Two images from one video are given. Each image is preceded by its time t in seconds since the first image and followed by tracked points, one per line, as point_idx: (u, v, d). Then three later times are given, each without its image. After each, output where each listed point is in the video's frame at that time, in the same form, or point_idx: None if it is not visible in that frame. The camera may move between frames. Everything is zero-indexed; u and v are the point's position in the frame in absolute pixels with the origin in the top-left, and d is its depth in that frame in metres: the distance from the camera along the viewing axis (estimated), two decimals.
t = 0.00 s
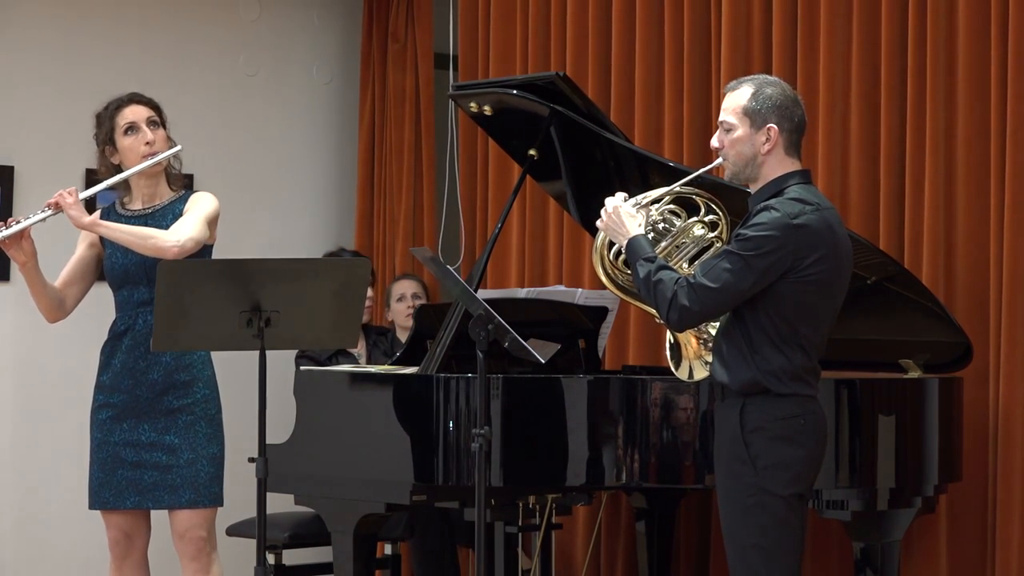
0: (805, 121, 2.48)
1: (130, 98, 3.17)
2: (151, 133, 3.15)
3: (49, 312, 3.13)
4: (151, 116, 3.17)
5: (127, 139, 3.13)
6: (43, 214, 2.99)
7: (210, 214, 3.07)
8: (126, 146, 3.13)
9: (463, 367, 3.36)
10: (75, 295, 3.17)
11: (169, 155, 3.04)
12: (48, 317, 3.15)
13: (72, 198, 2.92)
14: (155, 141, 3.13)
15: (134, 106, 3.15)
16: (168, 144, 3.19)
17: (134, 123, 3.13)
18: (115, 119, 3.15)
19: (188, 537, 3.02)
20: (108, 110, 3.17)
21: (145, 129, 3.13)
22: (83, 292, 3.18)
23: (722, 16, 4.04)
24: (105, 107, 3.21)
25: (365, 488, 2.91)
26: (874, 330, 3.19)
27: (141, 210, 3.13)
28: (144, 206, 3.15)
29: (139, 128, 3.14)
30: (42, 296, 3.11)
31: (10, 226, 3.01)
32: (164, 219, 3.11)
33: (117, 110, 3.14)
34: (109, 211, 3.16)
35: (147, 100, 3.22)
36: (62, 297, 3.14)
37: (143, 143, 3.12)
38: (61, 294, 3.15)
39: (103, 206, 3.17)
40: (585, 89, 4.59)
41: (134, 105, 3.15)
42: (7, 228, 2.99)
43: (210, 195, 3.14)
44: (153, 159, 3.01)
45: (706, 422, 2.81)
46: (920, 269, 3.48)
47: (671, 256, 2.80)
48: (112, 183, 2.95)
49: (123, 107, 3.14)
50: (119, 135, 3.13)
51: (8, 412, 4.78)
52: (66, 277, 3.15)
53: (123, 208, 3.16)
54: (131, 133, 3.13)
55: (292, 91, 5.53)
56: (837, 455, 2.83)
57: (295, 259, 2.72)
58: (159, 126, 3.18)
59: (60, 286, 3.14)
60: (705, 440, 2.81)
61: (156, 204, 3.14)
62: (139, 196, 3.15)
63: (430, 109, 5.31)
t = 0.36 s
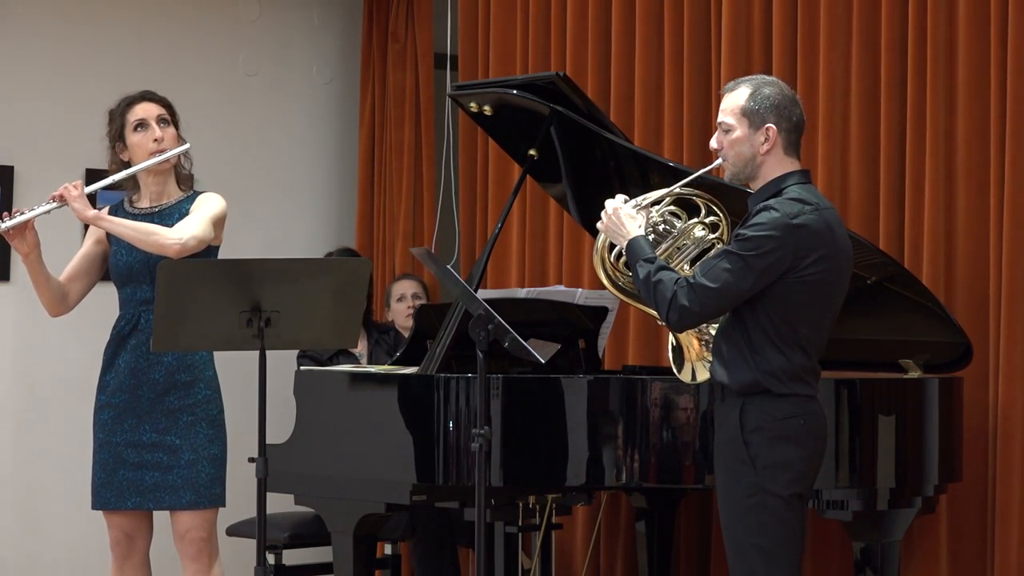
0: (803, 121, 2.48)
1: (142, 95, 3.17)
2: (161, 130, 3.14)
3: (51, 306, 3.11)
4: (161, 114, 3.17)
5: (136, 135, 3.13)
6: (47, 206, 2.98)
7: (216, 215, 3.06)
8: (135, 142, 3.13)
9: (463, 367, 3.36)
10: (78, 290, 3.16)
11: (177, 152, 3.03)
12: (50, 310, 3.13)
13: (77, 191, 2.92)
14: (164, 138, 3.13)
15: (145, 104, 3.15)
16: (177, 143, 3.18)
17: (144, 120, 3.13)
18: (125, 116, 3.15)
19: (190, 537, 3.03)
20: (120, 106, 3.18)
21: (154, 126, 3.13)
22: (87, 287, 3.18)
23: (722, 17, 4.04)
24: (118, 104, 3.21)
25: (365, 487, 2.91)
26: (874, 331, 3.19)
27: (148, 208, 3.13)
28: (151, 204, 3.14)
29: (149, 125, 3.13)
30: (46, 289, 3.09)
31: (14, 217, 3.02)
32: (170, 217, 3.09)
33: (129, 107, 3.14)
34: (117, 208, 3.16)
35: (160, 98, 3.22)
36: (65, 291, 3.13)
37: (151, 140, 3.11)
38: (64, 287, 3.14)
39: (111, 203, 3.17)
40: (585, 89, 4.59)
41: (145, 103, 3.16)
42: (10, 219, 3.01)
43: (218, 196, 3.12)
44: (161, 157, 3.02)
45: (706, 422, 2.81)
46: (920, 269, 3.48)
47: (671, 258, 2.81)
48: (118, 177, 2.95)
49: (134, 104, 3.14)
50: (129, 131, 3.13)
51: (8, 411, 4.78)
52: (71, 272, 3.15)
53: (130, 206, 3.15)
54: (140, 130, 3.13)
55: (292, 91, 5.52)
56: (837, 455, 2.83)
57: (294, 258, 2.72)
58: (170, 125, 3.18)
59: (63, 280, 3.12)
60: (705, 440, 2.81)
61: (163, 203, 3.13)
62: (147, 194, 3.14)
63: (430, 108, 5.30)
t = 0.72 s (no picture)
0: (802, 121, 2.48)
1: (156, 95, 3.16)
2: (173, 132, 3.14)
3: (54, 303, 3.12)
4: (175, 116, 3.16)
5: (148, 136, 3.12)
6: (57, 207, 2.98)
7: (223, 220, 3.07)
8: (147, 143, 3.12)
9: (463, 367, 3.36)
10: (82, 287, 3.16)
11: (188, 156, 3.03)
12: (52, 306, 3.13)
13: (89, 194, 2.90)
14: (176, 141, 3.12)
15: (158, 104, 3.14)
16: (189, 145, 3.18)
17: (157, 120, 3.12)
18: (137, 115, 3.14)
19: (192, 537, 3.03)
20: (134, 105, 3.17)
21: (167, 128, 3.12)
22: (90, 284, 3.18)
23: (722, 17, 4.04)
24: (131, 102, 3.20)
25: (365, 487, 2.91)
26: (875, 331, 3.19)
27: (156, 208, 3.14)
28: (159, 204, 3.15)
29: (162, 126, 3.13)
30: (50, 285, 3.08)
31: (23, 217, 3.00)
32: (177, 220, 3.10)
33: (142, 107, 3.13)
34: (125, 207, 3.17)
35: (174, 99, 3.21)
36: (68, 288, 3.13)
37: (163, 142, 3.11)
38: (68, 284, 3.14)
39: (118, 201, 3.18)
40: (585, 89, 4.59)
41: (158, 103, 3.15)
42: (17, 220, 2.99)
43: (226, 200, 3.13)
44: (172, 160, 3.01)
45: (706, 422, 2.82)
46: (920, 269, 3.48)
47: (672, 259, 2.80)
48: (129, 181, 2.95)
49: (148, 104, 3.13)
50: (141, 132, 3.12)
51: (9, 411, 4.78)
52: (75, 268, 3.15)
53: (137, 205, 3.16)
54: (153, 131, 3.12)
55: (293, 91, 5.52)
56: (837, 455, 2.83)
57: (294, 258, 2.72)
58: (182, 127, 3.17)
59: (67, 277, 3.12)
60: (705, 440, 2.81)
61: (171, 204, 3.14)
62: (155, 194, 3.15)
63: (430, 108, 5.31)
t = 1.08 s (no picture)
0: (800, 120, 2.48)
1: (168, 97, 3.13)
2: (185, 138, 3.13)
3: (59, 303, 3.12)
4: (187, 120, 3.15)
5: (160, 140, 3.11)
6: (71, 215, 3.01)
7: (233, 226, 3.10)
8: (158, 147, 3.11)
9: (462, 367, 3.36)
10: (87, 286, 3.16)
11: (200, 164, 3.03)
12: (58, 306, 3.13)
13: (104, 203, 2.94)
14: (188, 148, 3.12)
15: (171, 107, 3.12)
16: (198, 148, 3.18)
17: (169, 125, 3.11)
18: (149, 118, 3.12)
19: (193, 536, 3.03)
20: (144, 104, 3.14)
21: (180, 134, 3.11)
22: (95, 283, 3.18)
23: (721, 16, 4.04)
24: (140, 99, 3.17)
25: (364, 487, 2.91)
26: (873, 330, 3.20)
27: (163, 209, 3.14)
28: (166, 206, 3.15)
29: (174, 131, 3.12)
30: (55, 286, 3.09)
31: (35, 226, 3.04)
32: (187, 224, 3.12)
33: (155, 110, 3.11)
34: (129, 206, 3.15)
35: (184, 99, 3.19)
36: (73, 288, 3.13)
37: (175, 148, 3.10)
38: (73, 284, 3.14)
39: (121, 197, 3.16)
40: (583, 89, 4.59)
41: (170, 107, 3.12)
42: (31, 227, 3.02)
43: (234, 205, 3.16)
44: (184, 167, 3.02)
45: (704, 421, 2.82)
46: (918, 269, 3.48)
47: (670, 259, 2.79)
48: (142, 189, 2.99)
49: (160, 108, 3.10)
50: (153, 136, 3.10)
51: (7, 411, 4.78)
52: (79, 267, 3.15)
53: (142, 204, 3.15)
54: (165, 136, 3.11)
55: (291, 91, 5.52)
56: (835, 454, 2.84)
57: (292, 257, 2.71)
58: (193, 130, 3.16)
59: (71, 276, 3.13)
60: (703, 440, 2.81)
61: (179, 206, 3.14)
62: (161, 195, 3.15)
63: (428, 108, 5.30)
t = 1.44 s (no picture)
0: (796, 120, 2.48)
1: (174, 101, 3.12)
2: (192, 143, 3.13)
3: (68, 309, 3.12)
4: (194, 125, 3.14)
5: (167, 146, 3.10)
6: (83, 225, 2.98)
7: (240, 226, 3.12)
8: (166, 153, 3.10)
9: (459, 366, 3.36)
10: (93, 288, 3.16)
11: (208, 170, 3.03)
12: (65, 310, 3.13)
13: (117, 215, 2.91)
14: (196, 153, 3.12)
15: (178, 113, 3.11)
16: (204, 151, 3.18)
17: (177, 130, 3.10)
18: (156, 123, 3.11)
19: (194, 536, 3.02)
20: (150, 108, 3.13)
21: (187, 139, 3.11)
22: (100, 284, 3.18)
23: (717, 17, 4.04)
24: (145, 101, 3.16)
25: (361, 487, 2.91)
26: (870, 330, 3.20)
27: (168, 212, 3.14)
28: (171, 208, 3.15)
29: (181, 137, 3.11)
30: (66, 294, 3.09)
31: (47, 241, 3.01)
32: (193, 228, 3.13)
33: (162, 115, 3.10)
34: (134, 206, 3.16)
35: (189, 102, 3.18)
36: (82, 293, 3.13)
37: (183, 154, 3.10)
38: (80, 289, 3.14)
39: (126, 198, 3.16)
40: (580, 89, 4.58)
41: (177, 111, 3.12)
42: (44, 243, 2.99)
43: (238, 205, 3.17)
44: (191, 173, 3.02)
45: (701, 421, 2.82)
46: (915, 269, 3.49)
47: (668, 260, 2.78)
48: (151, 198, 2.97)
49: (168, 114, 3.10)
50: (161, 141, 3.10)
51: (4, 412, 4.77)
52: (85, 270, 3.14)
53: (147, 205, 3.15)
54: (172, 141, 3.10)
55: (287, 90, 5.52)
56: (833, 454, 2.84)
57: (290, 257, 2.71)
58: (199, 134, 3.16)
59: (79, 281, 3.12)
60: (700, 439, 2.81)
61: (185, 208, 3.15)
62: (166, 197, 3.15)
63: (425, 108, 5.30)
